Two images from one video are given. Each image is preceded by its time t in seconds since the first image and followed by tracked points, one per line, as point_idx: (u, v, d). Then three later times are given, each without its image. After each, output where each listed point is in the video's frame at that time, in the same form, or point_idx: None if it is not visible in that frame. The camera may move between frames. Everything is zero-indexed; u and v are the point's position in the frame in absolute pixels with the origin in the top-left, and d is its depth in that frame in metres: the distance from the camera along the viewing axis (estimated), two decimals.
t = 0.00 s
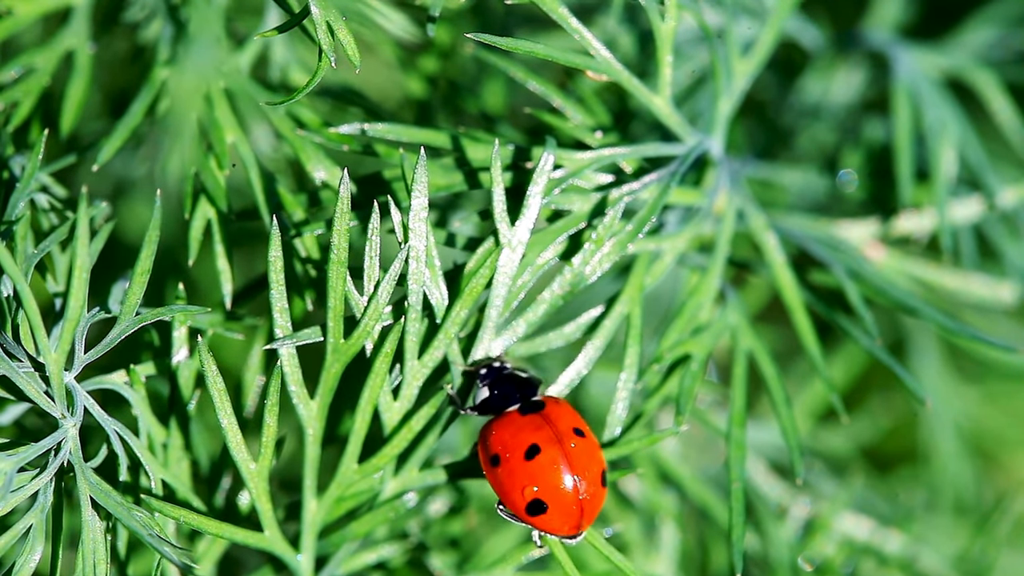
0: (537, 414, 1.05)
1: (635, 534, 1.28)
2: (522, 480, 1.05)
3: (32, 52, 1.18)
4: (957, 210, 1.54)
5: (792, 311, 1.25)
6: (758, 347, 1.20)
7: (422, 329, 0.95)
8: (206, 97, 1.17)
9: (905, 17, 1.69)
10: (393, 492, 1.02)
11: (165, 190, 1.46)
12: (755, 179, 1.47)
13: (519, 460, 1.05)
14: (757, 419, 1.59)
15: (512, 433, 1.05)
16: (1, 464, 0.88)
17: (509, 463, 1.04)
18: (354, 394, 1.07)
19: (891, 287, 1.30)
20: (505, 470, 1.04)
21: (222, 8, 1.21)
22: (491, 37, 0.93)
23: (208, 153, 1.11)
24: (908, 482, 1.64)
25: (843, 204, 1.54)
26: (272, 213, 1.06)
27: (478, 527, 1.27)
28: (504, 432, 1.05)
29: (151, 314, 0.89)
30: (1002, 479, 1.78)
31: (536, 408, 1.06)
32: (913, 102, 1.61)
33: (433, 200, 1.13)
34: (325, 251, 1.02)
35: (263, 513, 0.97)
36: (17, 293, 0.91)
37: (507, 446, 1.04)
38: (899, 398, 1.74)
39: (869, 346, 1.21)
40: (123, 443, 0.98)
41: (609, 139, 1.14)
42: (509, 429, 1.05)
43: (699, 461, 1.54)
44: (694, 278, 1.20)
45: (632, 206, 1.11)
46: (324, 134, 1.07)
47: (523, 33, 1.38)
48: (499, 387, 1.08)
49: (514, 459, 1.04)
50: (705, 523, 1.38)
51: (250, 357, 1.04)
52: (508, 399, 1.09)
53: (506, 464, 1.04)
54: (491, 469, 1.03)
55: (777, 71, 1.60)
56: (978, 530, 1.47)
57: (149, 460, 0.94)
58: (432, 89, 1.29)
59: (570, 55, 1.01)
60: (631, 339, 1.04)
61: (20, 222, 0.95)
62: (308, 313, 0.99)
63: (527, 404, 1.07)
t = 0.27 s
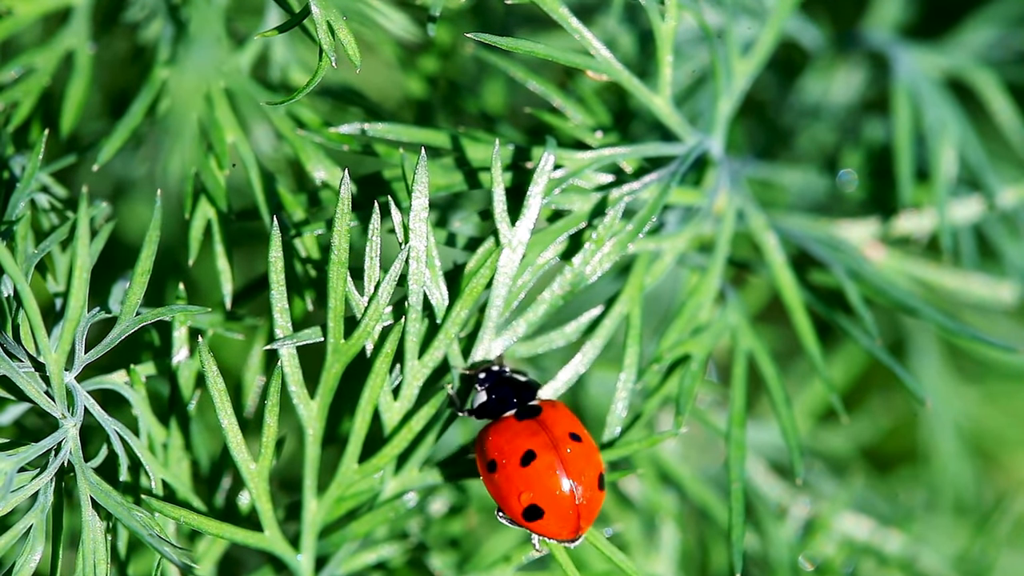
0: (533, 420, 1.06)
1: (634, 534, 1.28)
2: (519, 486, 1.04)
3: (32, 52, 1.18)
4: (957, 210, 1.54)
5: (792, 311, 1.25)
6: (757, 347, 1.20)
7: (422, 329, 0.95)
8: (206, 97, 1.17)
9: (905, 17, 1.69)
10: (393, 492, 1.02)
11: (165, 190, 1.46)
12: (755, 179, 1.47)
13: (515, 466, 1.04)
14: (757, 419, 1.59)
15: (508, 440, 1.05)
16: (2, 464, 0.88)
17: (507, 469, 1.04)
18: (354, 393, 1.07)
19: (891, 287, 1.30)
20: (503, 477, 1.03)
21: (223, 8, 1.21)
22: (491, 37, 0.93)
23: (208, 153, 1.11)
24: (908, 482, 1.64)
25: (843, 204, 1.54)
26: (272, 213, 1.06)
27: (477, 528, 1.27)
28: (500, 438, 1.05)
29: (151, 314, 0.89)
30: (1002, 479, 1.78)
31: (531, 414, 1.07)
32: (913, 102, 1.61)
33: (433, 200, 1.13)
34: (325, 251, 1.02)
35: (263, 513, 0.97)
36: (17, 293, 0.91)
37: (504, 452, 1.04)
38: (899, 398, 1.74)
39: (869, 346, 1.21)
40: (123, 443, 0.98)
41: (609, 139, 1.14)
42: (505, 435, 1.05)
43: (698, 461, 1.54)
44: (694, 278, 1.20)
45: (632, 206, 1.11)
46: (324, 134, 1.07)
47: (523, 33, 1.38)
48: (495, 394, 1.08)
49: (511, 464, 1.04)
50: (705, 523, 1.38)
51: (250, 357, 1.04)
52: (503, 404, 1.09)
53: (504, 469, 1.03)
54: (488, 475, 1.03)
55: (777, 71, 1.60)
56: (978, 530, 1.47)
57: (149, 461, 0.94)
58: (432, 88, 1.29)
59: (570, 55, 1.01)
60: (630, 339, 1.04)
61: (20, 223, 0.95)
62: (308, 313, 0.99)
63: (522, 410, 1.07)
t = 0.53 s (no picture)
0: (541, 402, 1.06)
1: (635, 534, 1.29)
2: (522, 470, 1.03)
3: (32, 52, 1.18)
4: (957, 210, 1.54)
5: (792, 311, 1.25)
6: (758, 347, 1.20)
7: (422, 329, 0.95)
8: (206, 97, 1.17)
9: (905, 17, 1.69)
10: (393, 492, 1.02)
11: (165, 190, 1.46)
12: (755, 179, 1.47)
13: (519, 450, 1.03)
14: (757, 419, 1.59)
15: (514, 420, 1.04)
16: (2, 464, 0.88)
17: (511, 451, 1.03)
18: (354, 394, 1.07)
19: (891, 287, 1.30)
20: (506, 458, 1.02)
21: (223, 8, 1.21)
22: (491, 37, 0.93)
23: (208, 153, 1.11)
24: (908, 481, 1.64)
25: (843, 204, 1.54)
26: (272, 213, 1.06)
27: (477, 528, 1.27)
28: (506, 420, 1.04)
29: (151, 314, 0.89)
30: (1002, 479, 1.78)
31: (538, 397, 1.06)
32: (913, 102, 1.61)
33: (433, 201, 1.13)
34: (325, 251, 1.02)
35: (263, 513, 0.97)
36: (17, 293, 0.91)
37: (509, 434, 1.03)
38: (899, 398, 1.74)
39: (869, 346, 1.21)
40: (123, 442, 0.97)
41: (609, 139, 1.14)
42: (511, 416, 1.05)
43: (698, 461, 1.54)
44: (694, 278, 1.20)
45: (632, 205, 1.11)
46: (324, 134, 1.07)
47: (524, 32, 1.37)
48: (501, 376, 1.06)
49: (515, 447, 1.03)
50: (705, 523, 1.38)
51: (250, 357, 1.04)
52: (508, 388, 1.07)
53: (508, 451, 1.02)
54: (492, 456, 1.02)
55: (776, 71, 1.60)
56: (978, 530, 1.48)
57: (149, 460, 0.94)
58: (432, 88, 1.29)
59: (570, 55, 1.01)
60: (631, 339, 1.04)
61: (20, 222, 0.95)
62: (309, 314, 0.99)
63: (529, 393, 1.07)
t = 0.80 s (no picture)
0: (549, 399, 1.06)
1: (635, 535, 1.29)
2: (521, 462, 1.03)
3: (32, 52, 1.18)
4: (957, 211, 1.54)
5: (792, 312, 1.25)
6: (758, 348, 1.20)
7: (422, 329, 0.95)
8: (206, 97, 1.17)
9: (905, 17, 1.69)
10: (393, 492, 1.02)
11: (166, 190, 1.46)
12: (755, 179, 1.48)
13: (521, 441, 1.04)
14: (757, 420, 1.59)
15: (521, 412, 1.05)
16: (2, 464, 0.88)
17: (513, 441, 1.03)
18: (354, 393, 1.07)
19: (891, 287, 1.30)
20: (507, 448, 1.02)
21: (223, 8, 1.21)
22: (491, 37, 0.93)
23: (208, 153, 1.11)
24: (908, 482, 1.64)
25: (843, 205, 1.54)
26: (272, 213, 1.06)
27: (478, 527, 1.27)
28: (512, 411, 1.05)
29: (151, 314, 0.89)
30: (1002, 480, 1.78)
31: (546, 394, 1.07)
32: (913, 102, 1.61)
33: (433, 201, 1.13)
34: (325, 252, 1.02)
35: (263, 512, 0.97)
36: (18, 293, 0.91)
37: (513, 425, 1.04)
38: (900, 398, 1.74)
39: (869, 346, 1.21)
40: (123, 443, 0.97)
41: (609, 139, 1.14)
42: (518, 409, 1.05)
43: (698, 461, 1.54)
44: (694, 278, 1.20)
45: (632, 206, 1.11)
46: (325, 135, 1.07)
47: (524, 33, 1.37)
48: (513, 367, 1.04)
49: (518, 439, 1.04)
50: (705, 523, 1.38)
51: (250, 357, 1.04)
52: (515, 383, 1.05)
53: (510, 442, 1.03)
54: (492, 444, 1.02)
55: (776, 71, 1.60)
56: (978, 531, 1.48)
57: (149, 461, 0.94)
58: (432, 89, 1.30)
59: (569, 55, 1.01)
60: (630, 339, 1.04)
61: (20, 223, 0.95)
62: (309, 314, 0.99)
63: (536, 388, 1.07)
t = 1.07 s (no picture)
0: (553, 379, 1.04)
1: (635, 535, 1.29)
2: (524, 439, 1.02)
3: (32, 53, 1.18)
4: (957, 211, 1.54)
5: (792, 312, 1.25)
6: (758, 348, 1.20)
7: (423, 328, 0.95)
8: (207, 97, 1.17)
9: (905, 17, 1.69)
10: (393, 492, 1.02)
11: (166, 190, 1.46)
12: (755, 180, 1.48)
13: (522, 420, 1.03)
14: (757, 420, 1.59)
15: (523, 391, 1.05)
16: (2, 464, 0.88)
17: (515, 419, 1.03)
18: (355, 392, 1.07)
19: (891, 287, 1.30)
20: (507, 425, 1.02)
21: (223, 8, 1.21)
22: (491, 37, 0.93)
23: (209, 154, 1.11)
24: (908, 482, 1.64)
25: (843, 205, 1.55)
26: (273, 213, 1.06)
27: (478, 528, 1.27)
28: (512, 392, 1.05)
29: (152, 314, 0.89)
30: (1002, 480, 1.78)
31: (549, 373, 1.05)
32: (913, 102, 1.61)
33: (433, 201, 1.13)
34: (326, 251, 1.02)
35: (263, 512, 0.97)
36: (18, 294, 0.91)
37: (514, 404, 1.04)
38: (900, 398, 1.74)
39: (870, 346, 1.21)
40: (123, 443, 0.97)
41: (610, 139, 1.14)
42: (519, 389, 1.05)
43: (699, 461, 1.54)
44: (694, 278, 1.20)
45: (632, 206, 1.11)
46: (325, 135, 1.07)
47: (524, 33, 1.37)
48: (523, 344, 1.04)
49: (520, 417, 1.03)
50: (705, 524, 1.38)
51: (250, 358, 1.04)
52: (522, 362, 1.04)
53: (512, 420, 1.02)
54: (493, 420, 1.02)
55: (776, 72, 1.60)
56: (978, 531, 1.48)
57: (149, 461, 0.94)
58: (433, 89, 1.30)
59: (570, 55, 1.01)
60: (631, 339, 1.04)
61: (20, 223, 0.95)
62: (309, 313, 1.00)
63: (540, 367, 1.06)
